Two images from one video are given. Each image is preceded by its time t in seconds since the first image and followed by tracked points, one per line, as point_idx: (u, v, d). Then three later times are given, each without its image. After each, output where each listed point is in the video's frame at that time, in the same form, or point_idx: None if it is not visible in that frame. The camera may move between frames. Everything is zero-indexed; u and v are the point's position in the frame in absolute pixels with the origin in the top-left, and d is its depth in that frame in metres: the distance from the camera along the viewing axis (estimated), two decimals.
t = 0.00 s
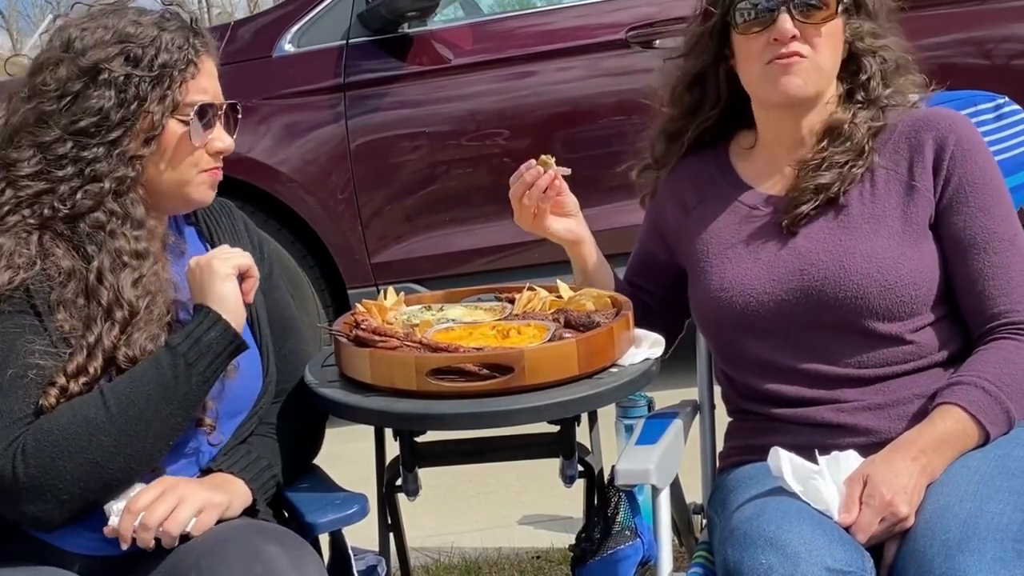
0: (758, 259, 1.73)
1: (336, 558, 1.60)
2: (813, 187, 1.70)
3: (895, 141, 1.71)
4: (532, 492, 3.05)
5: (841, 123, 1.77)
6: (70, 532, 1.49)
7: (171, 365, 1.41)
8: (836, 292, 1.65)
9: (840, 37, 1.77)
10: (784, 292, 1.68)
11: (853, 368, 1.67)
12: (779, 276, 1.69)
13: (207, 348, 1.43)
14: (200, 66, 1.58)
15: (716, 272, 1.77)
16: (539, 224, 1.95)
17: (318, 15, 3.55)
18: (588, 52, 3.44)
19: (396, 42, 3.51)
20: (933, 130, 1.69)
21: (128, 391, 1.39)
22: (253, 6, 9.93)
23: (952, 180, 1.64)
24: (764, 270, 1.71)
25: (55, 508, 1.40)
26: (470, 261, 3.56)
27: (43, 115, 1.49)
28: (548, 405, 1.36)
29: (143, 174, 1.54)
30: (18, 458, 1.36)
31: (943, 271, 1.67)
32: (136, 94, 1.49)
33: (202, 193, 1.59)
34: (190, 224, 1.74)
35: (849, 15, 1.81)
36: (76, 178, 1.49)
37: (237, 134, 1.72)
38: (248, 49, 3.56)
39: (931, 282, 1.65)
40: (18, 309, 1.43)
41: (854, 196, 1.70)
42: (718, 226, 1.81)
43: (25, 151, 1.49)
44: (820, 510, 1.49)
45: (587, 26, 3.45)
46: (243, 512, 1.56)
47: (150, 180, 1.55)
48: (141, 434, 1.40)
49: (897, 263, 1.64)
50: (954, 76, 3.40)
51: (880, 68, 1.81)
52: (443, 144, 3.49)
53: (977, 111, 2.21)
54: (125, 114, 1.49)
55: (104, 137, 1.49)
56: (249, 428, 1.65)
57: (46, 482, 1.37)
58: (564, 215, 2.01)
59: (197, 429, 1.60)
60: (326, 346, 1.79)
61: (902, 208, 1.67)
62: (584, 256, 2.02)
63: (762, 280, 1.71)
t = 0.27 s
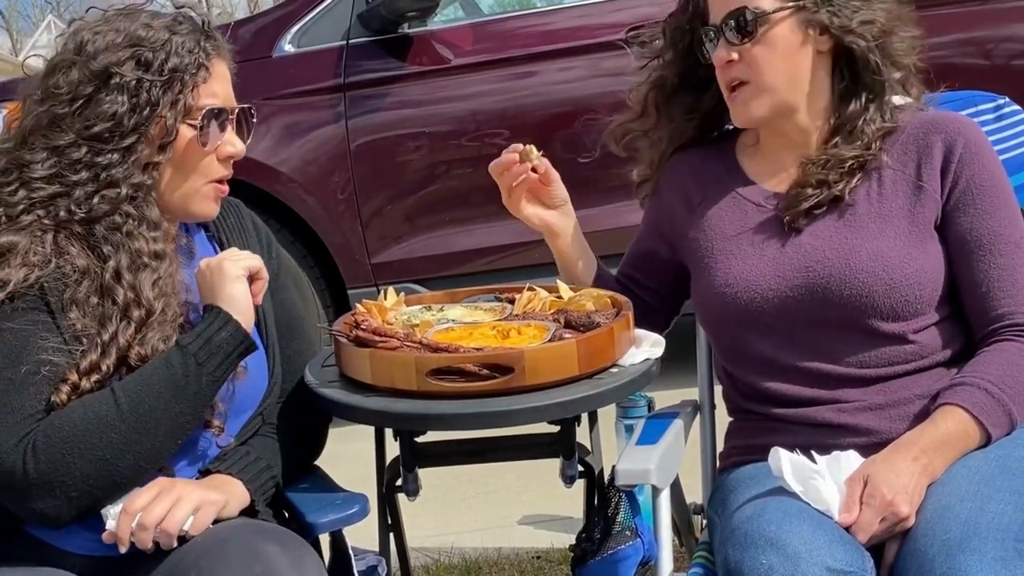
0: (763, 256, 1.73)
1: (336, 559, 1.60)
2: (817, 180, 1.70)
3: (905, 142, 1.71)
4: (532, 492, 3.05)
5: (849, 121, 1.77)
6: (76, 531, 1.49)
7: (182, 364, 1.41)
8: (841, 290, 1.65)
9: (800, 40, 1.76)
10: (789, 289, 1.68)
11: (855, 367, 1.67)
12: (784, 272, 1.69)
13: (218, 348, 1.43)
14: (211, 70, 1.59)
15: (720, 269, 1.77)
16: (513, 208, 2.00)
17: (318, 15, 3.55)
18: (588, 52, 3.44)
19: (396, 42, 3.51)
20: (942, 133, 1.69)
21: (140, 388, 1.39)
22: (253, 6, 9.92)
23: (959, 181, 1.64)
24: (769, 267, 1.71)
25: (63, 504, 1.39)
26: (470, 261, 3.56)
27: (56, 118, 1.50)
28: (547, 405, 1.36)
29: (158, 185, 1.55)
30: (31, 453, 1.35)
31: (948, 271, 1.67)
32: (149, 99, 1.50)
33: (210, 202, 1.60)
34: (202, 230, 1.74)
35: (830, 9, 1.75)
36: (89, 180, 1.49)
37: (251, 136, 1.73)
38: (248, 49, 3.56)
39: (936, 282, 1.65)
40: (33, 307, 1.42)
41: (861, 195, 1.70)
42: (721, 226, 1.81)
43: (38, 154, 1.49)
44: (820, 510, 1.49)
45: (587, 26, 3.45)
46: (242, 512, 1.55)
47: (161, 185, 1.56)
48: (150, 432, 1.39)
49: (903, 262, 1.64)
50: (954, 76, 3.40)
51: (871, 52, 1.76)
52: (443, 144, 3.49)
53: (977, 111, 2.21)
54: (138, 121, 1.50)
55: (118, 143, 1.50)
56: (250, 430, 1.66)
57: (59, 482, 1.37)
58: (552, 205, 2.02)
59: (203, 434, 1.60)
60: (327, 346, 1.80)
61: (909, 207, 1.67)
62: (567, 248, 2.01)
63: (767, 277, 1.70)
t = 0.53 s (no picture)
0: (756, 257, 1.73)
1: (335, 559, 1.60)
2: (805, 192, 1.70)
3: (898, 144, 1.71)
4: (532, 492, 3.06)
5: (825, 127, 1.78)
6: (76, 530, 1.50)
7: (183, 365, 1.41)
8: (835, 291, 1.65)
9: (761, 59, 1.76)
10: (782, 291, 1.68)
11: (851, 367, 1.67)
12: (777, 274, 1.69)
13: (219, 350, 1.43)
14: (221, 77, 1.58)
15: (714, 271, 1.77)
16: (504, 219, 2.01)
17: (318, 15, 3.55)
18: (588, 53, 3.45)
19: (396, 42, 3.51)
20: (935, 134, 1.69)
21: (142, 388, 1.39)
22: (253, 6, 9.90)
23: (951, 181, 1.65)
24: (763, 269, 1.71)
25: (65, 504, 1.39)
26: (470, 261, 3.56)
27: (63, 119, 1.50)
28: (548, 405, 1.36)
29: (167, 192, 1.55)
30: (29, 452, 1.35)
31: (942, 271, 1.67)
32: (156, 105, 1.50)
33: (215, 204, 1.60)
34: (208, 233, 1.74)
35: (785, 24, 1.74)
36: (95, 181, 1.49)
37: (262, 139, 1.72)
38: (248, 49, 3.56)
39: (930, 282, 1.65)
40: (34, 304, 1.42)
41: (852, 197, 1.71)
42: (717, 227, 1.81)
43: (43, 155, 1.49)
44: (819, 511, 1.50)
45: (587, 26, 3.45)
46: (242, 513, 1.55)
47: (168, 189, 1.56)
48: (152, 432, 1.40)
49: (896, 263, 1.64)
50: (953, 76, 3.41)
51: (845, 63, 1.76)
52: (443, 144, 3.49)
53: (976, 112, 2.21)
54: (146, 126, 1.50)
55: (125, 148, 1.50)
56: (251, 431, 1.66)
57: (66, 484, 1.37)
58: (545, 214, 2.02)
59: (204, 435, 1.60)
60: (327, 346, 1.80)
61: (901, 208, 1.67)
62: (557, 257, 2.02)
63: (760, 279, 1.71)
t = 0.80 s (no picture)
0: (755, 259, 1.73)
1: (336, 559, 1.60)
2: (800, 191, 1.70)
3: (895, 144, 1.71)
4: (532, 492, 3.06)
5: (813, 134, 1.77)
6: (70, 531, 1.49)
7: (174, 367, 1.41)
8: (834, 292, 1.65)
9: (756, 59, 1.77)
10: (781, 292, 1.68)
11: (851, 368, 1.67)
12: (776, 276, 1.69)
13: (210, 351, 1.42)
14: (216, 66, 1.59)
15: (713, 273, 1.77)
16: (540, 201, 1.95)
17: (318, 15, 3.55)
18: (588, 53, 3.45)
19: (396, 42, 3.51)
20: (932, 135, 1.69)
21: (131, 390, 1.39)
22: (253, 5, 9.91)
23: (949, 182, 1.65)
24: (762, 271, 1.71)
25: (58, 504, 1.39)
26: (470, 261, 3.56)
27: (62, 118, 1.50)
28: (548, 405, 1.36)
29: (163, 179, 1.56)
30: (19, 453, 1.35)
31: (941, 272, 1.67)
32: (155, 96, 1.51)
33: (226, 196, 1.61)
34: (207, 229, 1.74)
35: (782, 26, 1.75)
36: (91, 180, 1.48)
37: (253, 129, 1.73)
38: (248, 49, 3.56)
39: (929, 283, 1.65)
40: (27, 305, 1.42)
41: (850, 198, 1.70)
42: (716, 229, 1.81)
43: (43, 154, 1.49)
44: (819, 511, 1.50)
45: (587, 26, 3.45)
46: (243, 513, 1.55)
47: (172, 180, 1.56)
48: (142, 433, 1.39)
49: (895, 264, 1.64)
50: (953, 76, 3.41)
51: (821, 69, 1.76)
52: (443, 145, 3.49)
53: (976, 112, 2.21)
54: (145, 117, 1.50)
55: (125, 139, 1.50)
56: (249, 432, 1.66)
57: (65, 483, 1.38)
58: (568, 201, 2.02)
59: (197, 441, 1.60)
60: (328, 346, 1.80)
61: (900, 209, 1.67)
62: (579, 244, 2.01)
63: (759, 281, 1.71)
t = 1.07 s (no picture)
0: (760, 259, 1.73)
1: (336, 559, 1.60)
2: (807, 197, 1.70)
3: (902, 148, 1.71)
4: (532, 492, 3.06)
5: (824, 135, 1.77)
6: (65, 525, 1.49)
7: (165, 363, 1.40)
8: (839, 293, 1.65)
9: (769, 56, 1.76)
10: (786, 292, 1.68)
11: (853, 369, 1.67)
12: (781, 276, 1.69)
13: (202, 348, 1.41)
14: (181, 38, 1.60)
15: (717, 273, 1.77)
16: (558, 184, 1.94)
17: (318, 16, 3.55)
18: (588, 53, 3.45)
19: (397, 42, 3.51)
20: (939, 139, 1.69)
21: (121, 385, 1.39)
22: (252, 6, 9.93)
23: (956, 185, 1.65)
24: (766, 271, 1.71)
25: (47, 500, 1.39)
26: (470, 261, 3.56)
27: (40, 109, 1.52)
28: (549, 405, 1.36)
29: (150, 156, 1.54)
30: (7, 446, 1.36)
31: (946, 274, 1.67)
32: (125, 74, 1.51)
33: (214, 168, 1.58)
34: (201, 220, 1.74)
35: (796, 25, 1.75)
36: (80, 165, 1.49)
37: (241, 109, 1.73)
38: (248, 49, 3.56)
39: (934, 285, 1.65)
40: (21, 300, 1.43)
41: (857, 200, 1.70)
42: (720, 229, 1.81)
43: (28, 145, 1.50)
44: (820, 511, 1.50)
45: (587, 26, 3.45)
46: (242, 513, 1.56)
47: (161, 157, 1.55)
48: (131, 430, 1.38)
49: (900, 265, 1.64)
50: (954, 76, 3.40)
51: (831, 70, 1.75)
52: (443, 145, 3.49)
53: (976, 114, 2.22)
54: (118, 97, 1.50)
55: (103, 119, 1.50)
56: (247, 434, 1.65)
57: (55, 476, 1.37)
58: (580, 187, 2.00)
59: (194, 442, 1.59)
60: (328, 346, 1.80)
61: (906, 211, 1.67)
62: (593, 233, 2.01)
63: (764, 281, 1.71)
